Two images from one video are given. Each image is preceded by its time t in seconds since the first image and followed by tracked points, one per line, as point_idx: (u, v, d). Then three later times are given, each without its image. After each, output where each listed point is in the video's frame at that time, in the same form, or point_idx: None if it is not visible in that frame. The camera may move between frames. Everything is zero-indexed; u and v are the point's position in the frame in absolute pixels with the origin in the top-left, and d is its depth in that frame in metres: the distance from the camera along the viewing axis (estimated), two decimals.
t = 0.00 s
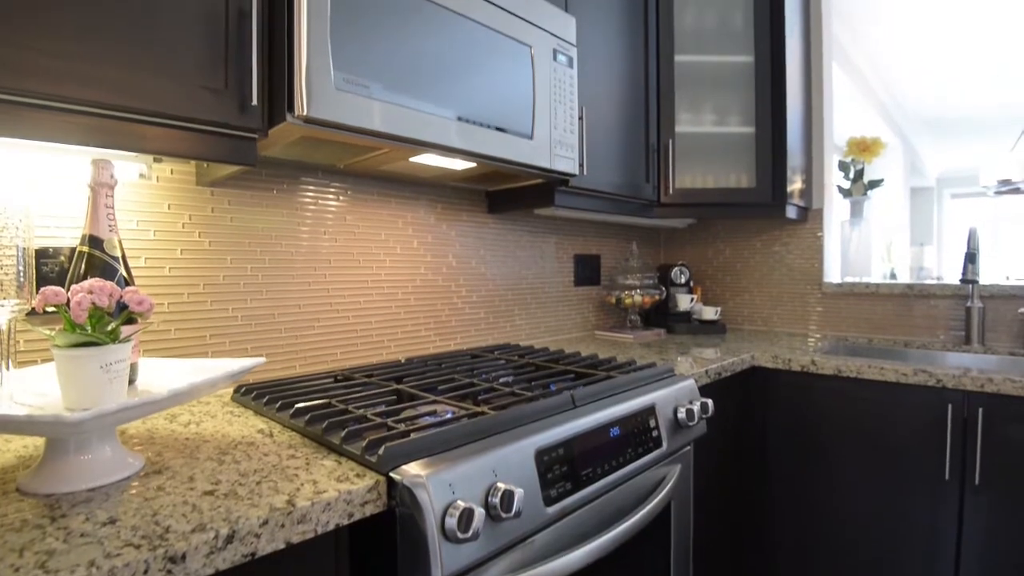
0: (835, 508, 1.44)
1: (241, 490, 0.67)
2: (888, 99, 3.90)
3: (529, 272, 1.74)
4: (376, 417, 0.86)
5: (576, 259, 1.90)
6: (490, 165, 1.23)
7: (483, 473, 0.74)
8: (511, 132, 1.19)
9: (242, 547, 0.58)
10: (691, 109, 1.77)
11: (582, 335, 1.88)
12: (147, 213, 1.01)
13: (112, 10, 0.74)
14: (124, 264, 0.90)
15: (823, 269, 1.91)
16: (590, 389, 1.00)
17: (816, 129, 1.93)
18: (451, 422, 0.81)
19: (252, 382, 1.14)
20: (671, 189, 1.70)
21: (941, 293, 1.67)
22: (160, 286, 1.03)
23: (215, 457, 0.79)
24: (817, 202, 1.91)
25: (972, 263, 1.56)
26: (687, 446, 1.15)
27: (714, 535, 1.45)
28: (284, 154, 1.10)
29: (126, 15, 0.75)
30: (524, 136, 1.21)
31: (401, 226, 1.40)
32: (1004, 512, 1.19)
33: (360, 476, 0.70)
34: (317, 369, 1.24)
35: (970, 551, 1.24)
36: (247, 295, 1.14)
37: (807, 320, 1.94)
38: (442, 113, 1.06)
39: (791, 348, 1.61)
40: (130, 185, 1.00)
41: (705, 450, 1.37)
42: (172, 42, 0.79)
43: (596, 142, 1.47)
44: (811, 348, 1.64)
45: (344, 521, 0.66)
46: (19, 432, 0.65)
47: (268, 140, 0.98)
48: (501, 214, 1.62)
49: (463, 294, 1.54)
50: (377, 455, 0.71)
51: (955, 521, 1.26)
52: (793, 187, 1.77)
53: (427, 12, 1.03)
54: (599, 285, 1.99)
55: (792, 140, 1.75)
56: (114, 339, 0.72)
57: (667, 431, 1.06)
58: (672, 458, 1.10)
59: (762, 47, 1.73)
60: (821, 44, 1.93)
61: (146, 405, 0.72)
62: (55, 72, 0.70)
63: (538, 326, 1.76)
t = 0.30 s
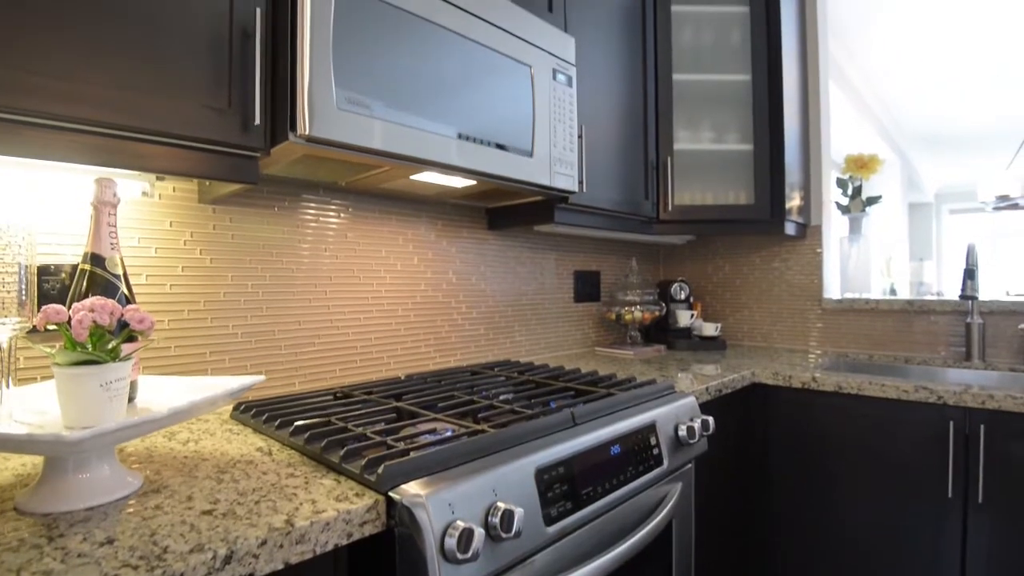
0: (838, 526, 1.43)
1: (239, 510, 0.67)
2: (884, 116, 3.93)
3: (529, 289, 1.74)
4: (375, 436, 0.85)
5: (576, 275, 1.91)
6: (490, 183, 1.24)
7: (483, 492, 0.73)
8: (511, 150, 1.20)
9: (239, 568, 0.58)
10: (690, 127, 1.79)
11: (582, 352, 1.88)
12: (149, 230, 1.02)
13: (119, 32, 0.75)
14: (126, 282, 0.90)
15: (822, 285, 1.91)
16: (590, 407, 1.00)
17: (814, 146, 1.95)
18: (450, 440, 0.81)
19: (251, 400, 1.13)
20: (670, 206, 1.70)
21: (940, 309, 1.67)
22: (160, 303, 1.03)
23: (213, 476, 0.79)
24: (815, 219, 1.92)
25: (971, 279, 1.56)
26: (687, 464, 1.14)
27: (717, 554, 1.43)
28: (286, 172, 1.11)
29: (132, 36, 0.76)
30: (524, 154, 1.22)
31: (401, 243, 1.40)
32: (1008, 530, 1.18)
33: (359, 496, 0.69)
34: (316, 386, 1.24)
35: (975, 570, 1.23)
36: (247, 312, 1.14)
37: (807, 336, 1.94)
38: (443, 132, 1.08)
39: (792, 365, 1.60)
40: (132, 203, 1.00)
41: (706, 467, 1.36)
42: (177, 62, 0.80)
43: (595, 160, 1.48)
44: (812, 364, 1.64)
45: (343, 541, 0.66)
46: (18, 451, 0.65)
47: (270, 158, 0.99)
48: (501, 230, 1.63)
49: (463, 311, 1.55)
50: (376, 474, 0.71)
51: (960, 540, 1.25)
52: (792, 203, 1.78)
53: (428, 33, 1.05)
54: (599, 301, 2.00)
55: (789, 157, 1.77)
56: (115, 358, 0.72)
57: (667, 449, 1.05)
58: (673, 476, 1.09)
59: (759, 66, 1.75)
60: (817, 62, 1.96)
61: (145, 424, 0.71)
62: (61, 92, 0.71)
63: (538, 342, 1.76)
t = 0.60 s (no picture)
0: (841, 544, 1.41)
1: (237, 530, 0.66)
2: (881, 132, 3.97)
3: (529, 304, 1.75)
4: (375, 454, 0.85)
5: (576, 290, 1.91)
6: (490, 200, 1.24)
7: (483, 512, 0.73)
8: (511, 168, 1.21)
9: None
10: (688, 143, 1.81)
11: (583, 367, 1.88)
12: (151, 247, 1.02)
13: (126, 52, 0.76)
14: (127, 299, 0.90)
15: (822, 300, 1.91)
16: (591, 425, 1.00)
17: (811, 161, 1.96)
18: (450, 459, 0.81)
19: (251, 417, 1.13)
20: (669, 222, 1.71)
21: (940, 324, 1.67)
22: (160, 320, 1.03)
23: (211, 495, 0.79)
24: (814, 234, 1.93)
25: (970, 294, 1.57)
26: (689, 482, 1.13)
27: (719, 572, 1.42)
28: (288, 189, 1.12)
29: (139, 56, 0.77)
30: (524, 171, 1.23)
31: (402, 259, 1.41)
32: (1013, 548, 1.17)
33: (359, 516, 0.69)
34: (315, 403, 1.24)
35: None
36: (247, 329, 1.14)
37: (808, 351, 1.94)
38: (443, 150, 1.08)
39: (793, 380, 1.60)
40: (135, 220, 1.01)
41: (707, 484, 1.35)
42: (182, 82, 0.81)
43: (595, 176, 1.49)
44: (813, 380, 1.63)
45: (342, 562, 0.65)
46: (17, 470, 0.64)
47: (272, 176, 1.00)
48: (501, 246, 1.64)
49: (463, 326, 1.55)
50: (376, 493, 0.71)
51: (964, 558, 1.24)
52: (790, 218, 1.79)
53: (431, 54, 1.07)
54: (599, 316, 2.00)
55: (787, 172, 1.78)
56: (115, 375, 0.72)
57: (669, 467, 1.05)
58: (675, 494, 1.09)
59: (757, 83, 1.77)
60: (813, 80, 1.98)
61: (145, 442, 0.71)
62: (67, 111, 0.71)
63: (538, 358, 1.76)
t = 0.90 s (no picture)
0: (846, 565, 1.40)
1: (235, 552, 0.66)
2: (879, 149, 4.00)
3: (529, 322, 1.75)
4: (375, 474, 0.85)
5: (576, 307, 1.91)
6: (490, 218, 1.25)
7: (484, 534, 0.72)
8: (511, 187, 1.22)
9: None
10: (686, 162, 1.82)
11: (583, 385, 1.87)
12: (153, 265, 1.03)
13: (132, 75, 0.77)
14: (128, 318, 0.90)
15: (822, 317, 1.91)
16: (591, 444, 0.99)
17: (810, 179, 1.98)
18: (450, 479, 0.80)
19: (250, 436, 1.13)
20: (669, 239, 1.72)
21: (941, 341, 1.67)
22: (160, 339, 1.03)
23: (209, 516, 0.78)
24: (813, 251, 1.93)
25: (970, 312, 1.57)
26: (690, 503, 1.12)
27: None
28: (290, 208, 1.13)
29: (144, 79, 0.78)
30: (524, 190, 1.24)
31: (402, 277, 1.41)
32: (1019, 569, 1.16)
33: (358, 538, 0.68)
34: (314, 422, 1.23)
35: None
36: (248, 347, 1.14)
37: (809, 369, 1.93)
38: (444, 170, 1.09)
39: (794, 398, 1.59)
40: (137, 239, 1.01)
41: (709, 504, 1.34)
42: (186, 103, 0.82)
43: (594, 195, 1.50)
44: (815, 398, 1.63)
45: None
46: (15, 491, 0.64)
47: (274, 196, 1.01)
48: (501, 264, 1.64)
49: (463, 344, 1.55)
50: (375, 515, 0.70)
51: None
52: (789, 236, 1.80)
53: (433, 76, 1.08)
54: (599, 333, 2.00)
55: (786, 190, 1.80)
56: (115, 395, 0.72)
57: (670, 487, 1.04)
58: (676, 514, 1.08)
59: (754, 102, 1.79)
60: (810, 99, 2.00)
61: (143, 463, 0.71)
62: (74, 132, 0.72)
63: (538, 376, 1.76)
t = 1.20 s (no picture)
0: None
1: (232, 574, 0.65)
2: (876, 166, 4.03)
3: (529, 339, 1.75)
4: (373, 495, 0.84)
5: (576, 325, 1.91)
6: (490, 236, 1.26)
7: (483, 556, 0.72)
8: (511, 206, 1.23)
9: None
10: (685, 180, 1.84)
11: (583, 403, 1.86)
12: (154, 283, 1.03)
13: (137, 97, 0.78)
14: (129, 337, 0.91)
15: (822, 334, 1.91)
16: (592, 464, 0.98)
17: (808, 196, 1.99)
18: (449, 500, 0.80)
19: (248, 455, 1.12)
20: (668, 257, 1.72)
21: (942, 358, 1.67)
22: (160, 357, 1.03)
23: (207, 537, 0.77)
24: (812, 268, 1.94)
25: (971, 329, 1.57)
26: (692, 523, 1.11)
27: None
28: (291, 227, 1.14)
29: (149, 102, 0.80)
30: (523, 209, 1.25)
31: (403, 294, 1.42)
32: None
33: (356, 560, 0.68)
34: (313, 441, 1.22)
35: None
36: (247, 366, 1.14)
37: (810, 387, 1.92)
38: (444, 189, 1.10)
39: (796, 416, 1.59)
40: (139, 258, 1.02)
41: (711, 524, 1.32)
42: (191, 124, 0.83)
43: (594, 213, 1.51)
44: (816, 416, 1.62)
45: None
46: (13, 511, 0.64)
47: (276, 216, 1.02)
48: (501, 281, 1.65)
49: (463, 362, 1.54)
50: (374, 537, 0.70)
51: None
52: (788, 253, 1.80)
53: (434, 97, 1.10)
54: (600, 351, 1.99)
55: (784, 207, 1.81)
56: (114, 415, 0.72)
57: (672, 508, 1.03)
58: (678, 535, 1.07)
59: (751, 121, 1.81)
60: (807, 117, 2.03)
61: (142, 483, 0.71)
62: (80, 152, 0.74)
63: (538, 394, 1.75)
